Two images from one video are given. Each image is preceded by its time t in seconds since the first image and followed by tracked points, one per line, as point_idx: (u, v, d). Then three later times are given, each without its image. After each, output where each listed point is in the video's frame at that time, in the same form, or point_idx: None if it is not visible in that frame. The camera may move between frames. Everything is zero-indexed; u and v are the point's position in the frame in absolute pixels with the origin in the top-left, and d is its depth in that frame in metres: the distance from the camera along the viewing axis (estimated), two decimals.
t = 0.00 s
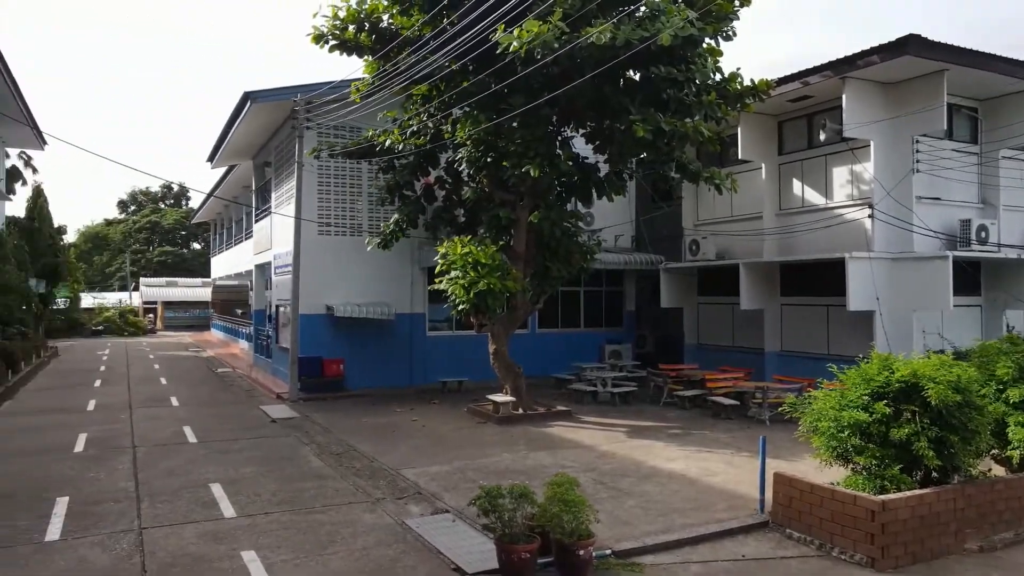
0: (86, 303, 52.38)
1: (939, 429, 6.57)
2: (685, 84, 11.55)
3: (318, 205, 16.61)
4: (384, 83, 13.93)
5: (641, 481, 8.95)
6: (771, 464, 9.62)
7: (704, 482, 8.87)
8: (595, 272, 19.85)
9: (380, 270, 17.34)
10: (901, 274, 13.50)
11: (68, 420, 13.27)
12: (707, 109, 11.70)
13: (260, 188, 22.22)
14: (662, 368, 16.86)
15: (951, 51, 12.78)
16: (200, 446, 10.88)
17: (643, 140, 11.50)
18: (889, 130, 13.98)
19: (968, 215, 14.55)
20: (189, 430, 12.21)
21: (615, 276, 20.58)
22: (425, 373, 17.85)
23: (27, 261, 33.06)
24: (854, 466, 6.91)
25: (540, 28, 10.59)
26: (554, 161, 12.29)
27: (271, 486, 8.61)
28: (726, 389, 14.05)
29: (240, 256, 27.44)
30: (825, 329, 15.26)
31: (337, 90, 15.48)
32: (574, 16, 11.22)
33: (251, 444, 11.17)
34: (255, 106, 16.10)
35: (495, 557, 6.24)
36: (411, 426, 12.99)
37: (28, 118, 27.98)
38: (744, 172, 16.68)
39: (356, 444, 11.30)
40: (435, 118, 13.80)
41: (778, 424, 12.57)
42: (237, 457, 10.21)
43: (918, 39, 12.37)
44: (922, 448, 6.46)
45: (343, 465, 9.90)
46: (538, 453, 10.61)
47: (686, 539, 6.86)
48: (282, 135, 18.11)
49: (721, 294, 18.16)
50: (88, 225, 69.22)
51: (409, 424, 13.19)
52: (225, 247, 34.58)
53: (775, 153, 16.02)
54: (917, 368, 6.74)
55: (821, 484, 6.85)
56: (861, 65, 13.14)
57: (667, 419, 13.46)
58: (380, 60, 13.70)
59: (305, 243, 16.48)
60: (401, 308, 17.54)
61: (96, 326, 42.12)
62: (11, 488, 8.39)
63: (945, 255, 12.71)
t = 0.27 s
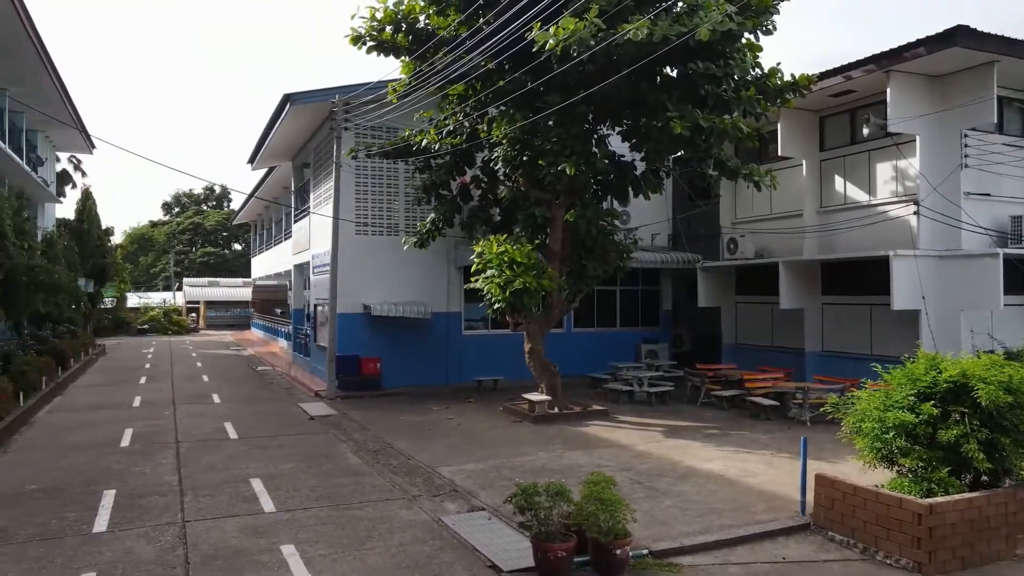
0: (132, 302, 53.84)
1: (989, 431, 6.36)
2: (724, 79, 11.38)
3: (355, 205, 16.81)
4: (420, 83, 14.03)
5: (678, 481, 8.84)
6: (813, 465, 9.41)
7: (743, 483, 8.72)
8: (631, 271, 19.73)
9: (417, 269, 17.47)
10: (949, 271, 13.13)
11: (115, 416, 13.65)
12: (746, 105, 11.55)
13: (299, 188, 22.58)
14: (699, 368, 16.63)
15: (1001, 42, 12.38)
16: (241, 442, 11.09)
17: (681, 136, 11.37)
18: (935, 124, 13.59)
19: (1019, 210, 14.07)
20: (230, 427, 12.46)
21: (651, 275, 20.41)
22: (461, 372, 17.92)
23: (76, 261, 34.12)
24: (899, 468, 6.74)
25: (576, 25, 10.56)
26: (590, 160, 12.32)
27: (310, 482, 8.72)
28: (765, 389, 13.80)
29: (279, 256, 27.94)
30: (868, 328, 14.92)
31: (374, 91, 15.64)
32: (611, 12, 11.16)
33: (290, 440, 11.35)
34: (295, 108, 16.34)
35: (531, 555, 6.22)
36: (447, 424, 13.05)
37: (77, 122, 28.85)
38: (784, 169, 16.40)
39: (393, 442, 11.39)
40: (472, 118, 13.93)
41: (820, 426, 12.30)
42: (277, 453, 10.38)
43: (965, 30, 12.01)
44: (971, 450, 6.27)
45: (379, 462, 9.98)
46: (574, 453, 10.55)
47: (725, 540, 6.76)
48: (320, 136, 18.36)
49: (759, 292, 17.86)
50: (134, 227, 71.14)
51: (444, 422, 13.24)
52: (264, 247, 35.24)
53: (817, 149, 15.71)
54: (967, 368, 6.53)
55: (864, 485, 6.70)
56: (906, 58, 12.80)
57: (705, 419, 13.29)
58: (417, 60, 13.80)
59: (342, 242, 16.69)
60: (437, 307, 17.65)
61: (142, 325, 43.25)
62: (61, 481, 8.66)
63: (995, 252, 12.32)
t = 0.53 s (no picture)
0: (161, 302, 54.67)
1: None
2: (751, 76, 11.24)
3: (379, 205, 16.87)
4: (444, 83, 14.06)
5: (704, 483, 8.72)
6: (843, 467, 9.24)
7: (772, 485, 8.58)
8: (655, 271, 19.60)
9: (440, 269, 17.49)
10: (984, 271, 12.93)
11: (144, 414, 13.84)
12: (774, 101, 11.41)
13: (324, 189, 22.75)
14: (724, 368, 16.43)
15: None
16: (267, 441, 11.18)
17: (707, 134, 11.25)
18: (969, 120, 13.28)
19: None
20: (256, 425, 12.57)
21: (675, 274, 20.24)
22: (485, 372, 17.91)
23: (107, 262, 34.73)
24: (933, 471, 6.58)
25: (601, 23, 10.49)
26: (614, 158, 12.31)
27: (334, 481, 8.74)
28: (793, 390, 13.60)
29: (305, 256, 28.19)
30: (899, 329, 14.63)
31: (398, 91, 15.70)
32: (636, 9, 11.07)
33: (315, 439, 11.41)
34: (320, 109, 16.44)
35: (556, 556, 6.17)
36: (471, 423, 13.04)
37: (108, 125, 29.35)
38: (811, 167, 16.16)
39: (417, 441, 11.41)
40: (494, 117, 13.98)
41: (849, 427, 12.08)
42: (302, 451, 10.45)
43: (1000, 23, 11.72)
44: (1008, 454, 6.09)
45: (404, 462, 9.99)
46: (598, 453, 10.46)
47: (753, 543, 6.64)
48: (345, 137, 18.46)
49: (786, 292, 17.61)
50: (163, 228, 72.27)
51: (468, 421, 13.24)
52: (290, 248, 35.58)
53: (845, 146, 15.45)
54: (1003, 369, 6.35)
55: (897, 489, 6.55)
56: (939, 53, 12.52)
57: (731, 420, 13.12)
58: (440, 60, 13.81)
59: (367, 241, 16.77)
60: (461, 306, 17.66)
61: (170, 324, 43.90)
62: (91, 478, 8.79)
63: None
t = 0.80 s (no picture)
0: (184, 302, 55.26)
1: None
2: (776, 72, 11.06)
3: (399, 204, 16.86)
4: (463, 81, 14.01)
5: (729, 486, 8.55)
6: (871, 471, 9.03)
7: (798, 489, 8.40)
8: (677, 270, 19.42)
9: (460, 269, 17.43)
10: (1016, 269, 12.64)
11: (167, 413, 13.94)
12: (799, 98, 11.21)
13: (344, 189, 22.85)
14: (748, 369, 16.19)
15: None
16: (287, 441, 11.19)
17: (730, 131, 11.09)
18: (1000, 115, 12.96)
19: None
20: (277, 424, 12.59)
21: (697, 274, 20.03)
22: (505, 372, 17.84)
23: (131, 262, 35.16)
24: (967, 476, 6.39)
25: (622, 19, 10.37)
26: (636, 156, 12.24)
27: (354, 481, 8.70)
28: (818, 391, 13.36)
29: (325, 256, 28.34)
30: (927, 329, 14.33)
31: (418, 90, 15.69)
32: (659, 5, 10.93)
33: (336, 439, 11.40)
34: (340, 109, 16.46)
35: (578, 561, 6.06)
36: (491, 424, 12.95)
37: (133, 127, 29.70)
38: (837, 165, 15.89)
39: (437, 442, 11.34)
40: (515, 116, 13.89)
41: (877, 430, 11.84)
42: (322, 451, 10.44)
43: None
44: None
45: (423, 462, 9.93)
46: (620, 455, 10.32)
47: (781, 549, 6.49)
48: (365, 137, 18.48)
49: (810, 292, 17.33)
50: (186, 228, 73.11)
51: (488, 422, 13.15)
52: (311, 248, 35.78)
53: (872, 143, 15.16)
54: None
55: (930, 494, 6.35)
56: (969, 47, 12.23)
57: (755, 422, 12.91)
58: (460, 58, 13.76)
59: (387, 241, 16.78)
60: (481, 306, 17.60)
61: (193, 324, 44.33)
62: (113, 477, 8.83)
63: None
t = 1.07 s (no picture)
0: (206, 302, 55.74)
1: None
2: (802, 66, 10.82)
3: (418, 204, 16.78)
4: (483, 79, 13.90)
5: (755, 490, 8.33)
6: (903, 476, 8.76)
7: (827, 495, 8.16)
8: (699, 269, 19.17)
9: (480, 269, 17.31)
10: None
11: (188, 412, 13.97)
12: (826, 92, 10.95)
13: (363, 189, 22.85)
14: (772, 369, 15.90)
15: None
16: (306, 441, 11.13)
17: (755, 127, 10.86)
18: None
19: None
20: (296, 424, 12.54)
21: (719, 273, 19.76)
22: (525, 372, 17.69)
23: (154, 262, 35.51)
24: (1006, 483, 6.13)
25: (645, 13, 10.19)
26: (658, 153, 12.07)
27: (372, 483, 8.60)
28: (845, 393, 13.06)
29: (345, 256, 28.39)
30: (958, 329, 13.96)
31: (438, 89, 15.60)
32: None
33: (354, 439, 11.32)
34: (359, 108, 16.41)
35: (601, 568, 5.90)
36: (510, 425, 12.80)
37: (155, 128, 29.97)
38: (863, 162, 15.55)
39: (456, 443, 11.22)
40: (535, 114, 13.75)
41: (907, 433, 11.53)
42: (340, 452, 10.36)
43: None
44: None
45: (442, 464, 9.82)
46: (642, 457, 10.12)
47: (810, 557, 6.27)
48: (384, 136, 18.43)
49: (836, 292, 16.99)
50: (209, 229, 73.82)
51: (508, 423, 13.00)
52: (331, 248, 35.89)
53: (900, 139, 14.81)
54: None
55: (967, 501, 6.11)
56: (1002, 40, 11.86)
57: (780, 424, 12.65)
58: (480, 56, 13.63)
59: (406, 241, 16.71)
60: (501, 306, 17.47)
61: (215, 324, 44.68)
62: (132, 477, 8.82)
63: None
